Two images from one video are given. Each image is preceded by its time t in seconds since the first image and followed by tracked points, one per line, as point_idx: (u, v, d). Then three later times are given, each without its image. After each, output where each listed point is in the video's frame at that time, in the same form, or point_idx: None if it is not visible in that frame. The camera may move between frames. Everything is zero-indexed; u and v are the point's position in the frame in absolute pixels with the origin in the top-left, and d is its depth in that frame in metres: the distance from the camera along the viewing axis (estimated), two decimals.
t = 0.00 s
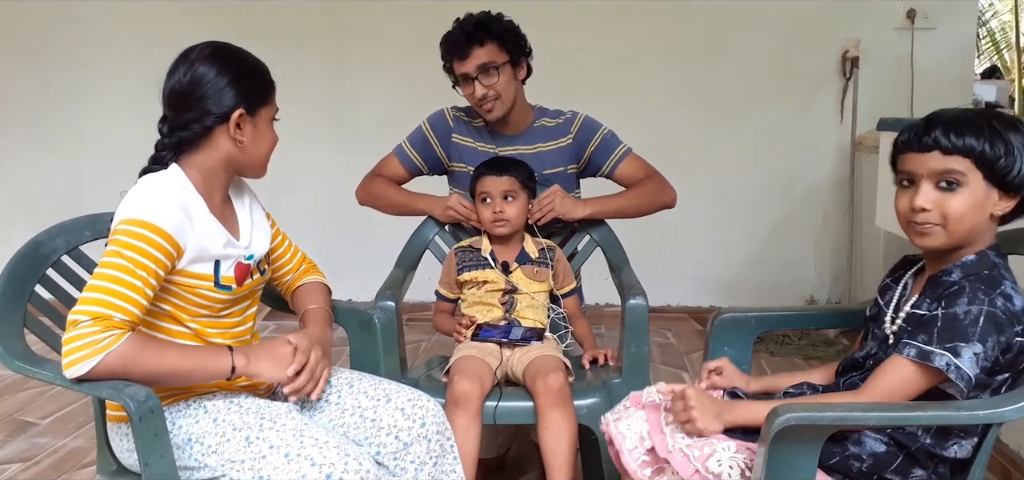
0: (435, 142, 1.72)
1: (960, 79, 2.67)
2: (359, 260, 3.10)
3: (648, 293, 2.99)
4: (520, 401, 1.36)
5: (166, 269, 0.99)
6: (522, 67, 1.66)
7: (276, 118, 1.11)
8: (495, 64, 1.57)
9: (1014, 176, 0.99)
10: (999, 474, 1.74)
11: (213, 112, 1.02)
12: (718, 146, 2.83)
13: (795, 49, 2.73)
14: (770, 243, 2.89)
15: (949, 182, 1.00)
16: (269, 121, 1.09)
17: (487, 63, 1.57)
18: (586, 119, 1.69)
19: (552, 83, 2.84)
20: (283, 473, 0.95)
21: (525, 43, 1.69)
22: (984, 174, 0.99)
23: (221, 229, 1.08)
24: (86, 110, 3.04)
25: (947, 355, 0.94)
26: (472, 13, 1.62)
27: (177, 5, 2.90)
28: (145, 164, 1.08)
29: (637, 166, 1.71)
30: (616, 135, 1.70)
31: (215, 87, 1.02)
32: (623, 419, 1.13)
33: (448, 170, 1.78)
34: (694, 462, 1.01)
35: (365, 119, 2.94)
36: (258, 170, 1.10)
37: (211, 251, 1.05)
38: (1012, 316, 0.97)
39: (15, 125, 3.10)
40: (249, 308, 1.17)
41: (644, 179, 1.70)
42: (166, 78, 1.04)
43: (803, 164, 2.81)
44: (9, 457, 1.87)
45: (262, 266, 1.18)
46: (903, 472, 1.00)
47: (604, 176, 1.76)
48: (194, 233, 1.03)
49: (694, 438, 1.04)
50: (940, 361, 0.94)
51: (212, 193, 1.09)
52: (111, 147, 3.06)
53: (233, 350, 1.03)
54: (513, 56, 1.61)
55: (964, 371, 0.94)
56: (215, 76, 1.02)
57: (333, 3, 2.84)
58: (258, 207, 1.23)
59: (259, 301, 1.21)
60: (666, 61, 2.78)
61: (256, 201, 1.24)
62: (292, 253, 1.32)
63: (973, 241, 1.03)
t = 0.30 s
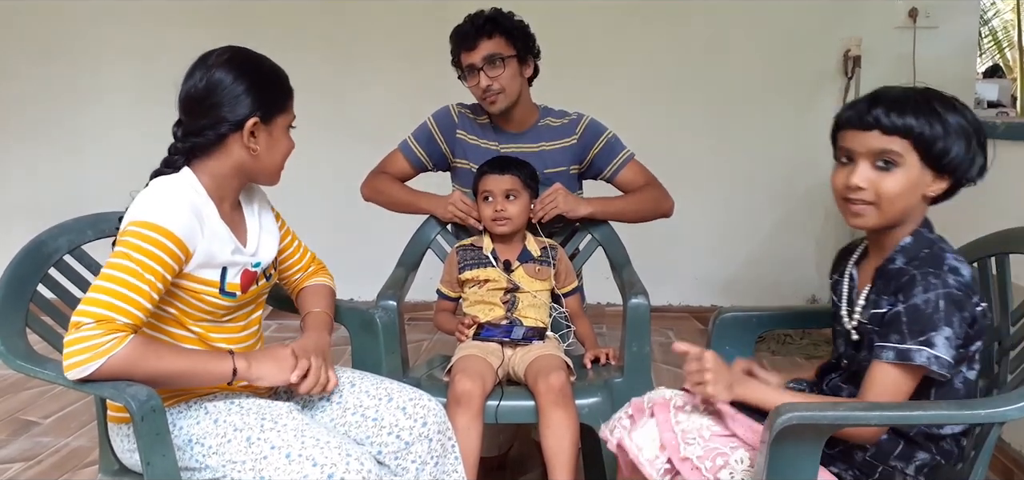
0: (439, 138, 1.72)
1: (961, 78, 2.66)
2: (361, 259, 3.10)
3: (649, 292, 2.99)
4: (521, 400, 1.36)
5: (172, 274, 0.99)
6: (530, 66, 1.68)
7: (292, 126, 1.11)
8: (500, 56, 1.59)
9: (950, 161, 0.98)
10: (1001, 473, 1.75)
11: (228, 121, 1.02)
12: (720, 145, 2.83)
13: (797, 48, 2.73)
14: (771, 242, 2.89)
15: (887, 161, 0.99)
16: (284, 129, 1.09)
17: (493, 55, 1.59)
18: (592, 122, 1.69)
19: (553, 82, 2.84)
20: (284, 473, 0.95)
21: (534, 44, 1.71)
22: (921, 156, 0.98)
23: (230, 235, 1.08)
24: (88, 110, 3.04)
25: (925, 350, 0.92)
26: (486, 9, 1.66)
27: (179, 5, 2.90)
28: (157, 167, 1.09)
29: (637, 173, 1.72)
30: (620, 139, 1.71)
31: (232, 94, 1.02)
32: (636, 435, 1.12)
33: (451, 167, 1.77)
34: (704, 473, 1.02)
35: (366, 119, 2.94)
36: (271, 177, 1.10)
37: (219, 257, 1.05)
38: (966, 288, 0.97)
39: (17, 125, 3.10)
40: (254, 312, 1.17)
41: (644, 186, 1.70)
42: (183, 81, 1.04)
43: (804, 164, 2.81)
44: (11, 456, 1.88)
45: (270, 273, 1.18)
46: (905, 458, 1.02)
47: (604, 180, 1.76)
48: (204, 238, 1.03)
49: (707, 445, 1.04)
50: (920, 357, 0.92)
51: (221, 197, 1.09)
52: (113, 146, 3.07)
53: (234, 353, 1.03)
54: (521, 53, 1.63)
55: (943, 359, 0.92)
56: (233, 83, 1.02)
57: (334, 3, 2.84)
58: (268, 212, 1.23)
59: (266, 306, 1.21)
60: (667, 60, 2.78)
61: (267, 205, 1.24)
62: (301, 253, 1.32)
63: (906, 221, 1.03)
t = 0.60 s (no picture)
0: (441, 138, 1.72)
1: (963, 78, 2.66)
2: (362, 260, 3.10)
3: (651, 292, 2.99)
4: (523, 401, 1.36)
5: (181, 277, 0.99)
6: (533, 65, 1.68)
7: (303, 130, 1.11)
8: (502, 50, 1.59)
9: (883, 153, 1.01)
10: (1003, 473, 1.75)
11: (243, 130, 1.02)
12: (721, 145, 2.83)
13: (798, 48, 2.72)
14: (772, 242, 2.89)
15: (816, 146, 1.04)
16: (297, 135, 1.10)
17: (495, 48, 1.59)
18: (594, 124, 1.69)
19: (554, 82, 2.84)
20: (286, 474, 0.95)
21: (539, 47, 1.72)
22: (850, 144, 1.02)
23: (240, 239, 1.08)
24: (89, 110, 3.04)
25: (849, 337, 0.94)
26: (492, 8, 1.67)
27: (179, 5, 2.90)
28: (165, 168, 1.08)
29: (636, 178, 1.72)
30: (621, 144, 1.72)
31: (249, 103, 1.02)
32: (620, 454, 1.10)
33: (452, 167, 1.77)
34: None
35: (368, 119, 2.94)
36: (282, 181, 1.11)
37: (227, 261, 1.05)
38: (895, 275, 0.98)
39: (18, 125, 3.10)
40: (258, 314, 1.17)
41: (643, 192, 1.70)
42: (196, 84, 1.03)
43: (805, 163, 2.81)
44: (12, 457, 1.87)
45: (275, 275, 1.18)
46: (896, 459, 1.02)
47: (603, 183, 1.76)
48: (214, 242, 1.03)
49: (704, 462, 1.02)
50: (846, 345, 0.94)
51: (230, 201, 1.09)
52: (114, 146, 3.06)
53: (235, 355, 1.03)
54: (524, 51, 1.64)
55: (868, 346, 0.93)
56: (251, 92, 1.02)
57: (335, 3, 2.84)
58: (274, 215, 1.23)
59: (269, 308, 1.21)
60: (668, 60, 2.77)
61: (272, 207, 1.24)
62: (305, 254, 1.32)
63: (839, 210, 1.06)
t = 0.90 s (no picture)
0: (436, 137, 1.72)
1: (957, 77, 2.67)
2: (358, 259, 3.10)
3: (646, 291, 3.00)
4: (518, 399, 1.36)
5: (175, 274, 0.99)
6: (528, 64, 1.68)
7: (293, 122, 1.11)
8: (498, 53, 1.60)
9: (847, 159, 1.02)
10: (996, 471, 1.75)
11: (228, 122, 1.02)
12: (716, 144, 2.83)
13: (792, 47, 2.73)
14: (767, 241, 2.90)
15: (783, 154, 1.05)
16: (285, 127, 1.09)
17: (490, 51, 1.59)
18: (589, 123, 1.69)
19: (550, 81, 2.84)
20: (283, 472, 0.95)
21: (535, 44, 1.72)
22: (815, 152, 1.03)
23: (234, 236, 1.08)
24: (83, 109, 3.03)
25: (835, 347, 0.95)
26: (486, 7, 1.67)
27: (174, 3, 2.89)
28: (157, 167, 1.09)
29: (632, 177, 1.72)
30: (616, 141, 1.71)
31: (231, 94, 1.02)
32: (616, 451, 1.11)
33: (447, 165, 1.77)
34: None
35: (363, 118, 2.94)
36: (274, 174, 1.10)
37: (221, 258, 1.05)
38: (869, 278, 0.99)
39: (12, 124, 3.09)
40: (253, 312, 1.16)
41: (638, 190, 1.70)
42: (182, 81, 1.04)
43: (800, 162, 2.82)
44: (6, 456, 1.87)
45: (269, 273, 1.18)
46: (891, 456, 1.02)
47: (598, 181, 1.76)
48: (208, 239, 1.03)
49: (699, 461, 1.02)
50: (834, 354, 0.95)
51: (224, 197, 1.09)
52: (108, 145, 3.06)
53: (230, 353, 1.03)
54: (519, 50, 1.63)
55: (855, 352, 0.94)
56: (234, 84, 1.02)
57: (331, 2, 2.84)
58: (269, 213, 1.22)
59: (263, 306, 1.21)
60: (663, 59, 2.78)
61: (267, 204, 1.24)
62: (300, 252, 1.32)
63: (807, 217, 1.07)
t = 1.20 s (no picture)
0: (439, 138, 1.73)
1: (959, 77, 2.67)
2: (361, 260, 3.11)
3: (648, 292, 3.00)
4: (520, 399, 1.37)
5: (178, 275, 0.99)
6: (529, 67, 1.68)
7: (295, 126, 1.11)
8: (501, 64, 1.59)
9: (776, 159, 1.03)
10: (999, 472, 1.75)
11: (230, 123, 1.03)
12: (718, 144, 2.83)
13: (795, 48, 2.73)
14: (770, 242, 2.90)
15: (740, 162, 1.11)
16: (286, 131, 1.09)
17: (494, 63, 1.58)
18: (592, 125, 1.70)
19: (552, 82, 2.84)
20: (285, 472, 0.95)
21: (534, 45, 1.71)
22: (756, 156, 1.06)
23: (235, 238, 1.09)
24: (87, 110, 3.04)
25: (829, 357, 0.96)
26: (480, 12, 1.65)
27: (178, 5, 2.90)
28: (160, 169, 1.09)
29: (635, 178, 1.72)
30: (619, 143, 1.72)
31: (234, 97, 1.02)
32: (619, 456, 1.11)
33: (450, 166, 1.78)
34: None
35: (366, 119, 2.94)
36: (273, 178, 1.11)
37: (223, 260, 1.06)
38: (863, 286, 0.99)
39: (16, 125, 3.10)
40: (253, 312, 1.17)
41: (641, 191, 1.70)
42: (186, 82, 1.04)
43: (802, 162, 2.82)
44: (11, 456, 1.88)
45: (271, 274, 1.19)
46: (894, 457, 1.02)
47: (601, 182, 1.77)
48: (210, 240, 1.04)
49: (703, 463, 1.02)
50: (828, 364, 0.96)
51: (224, 199, 1.10)
52: (112, 147, 3.07)
53: (234, 354, 1.04)
54: (520, 57, 1.62)
55: (846, 362, 0.95)
56: (238, 87, 1.02)
57: (333, 3, 2.84)
58: (270, 215, 1.23)
59: (265, 307, 1.21)
60: (666, 60, 2.78)
61: (268, 205, 1.24)
62: (303, 253, 1.33)
63: (775, 219, 1.09)
